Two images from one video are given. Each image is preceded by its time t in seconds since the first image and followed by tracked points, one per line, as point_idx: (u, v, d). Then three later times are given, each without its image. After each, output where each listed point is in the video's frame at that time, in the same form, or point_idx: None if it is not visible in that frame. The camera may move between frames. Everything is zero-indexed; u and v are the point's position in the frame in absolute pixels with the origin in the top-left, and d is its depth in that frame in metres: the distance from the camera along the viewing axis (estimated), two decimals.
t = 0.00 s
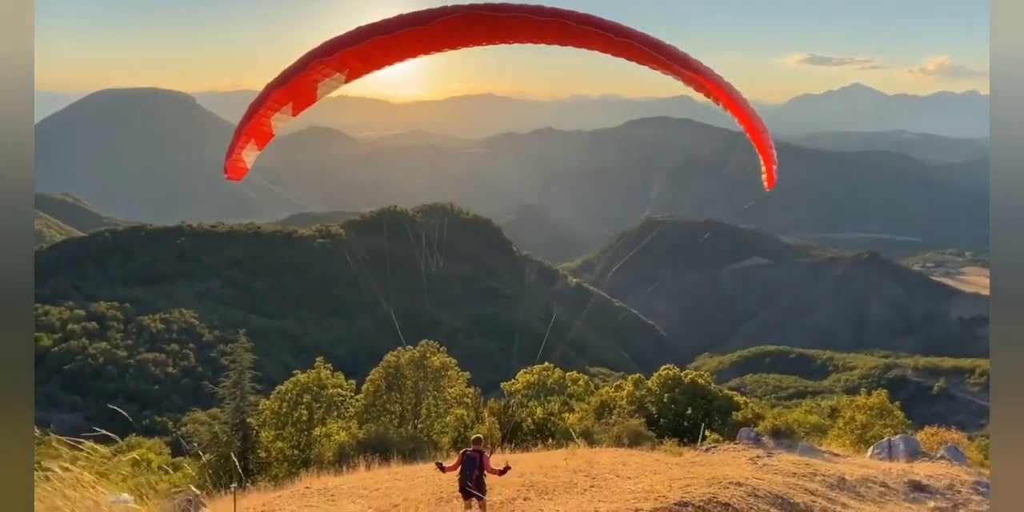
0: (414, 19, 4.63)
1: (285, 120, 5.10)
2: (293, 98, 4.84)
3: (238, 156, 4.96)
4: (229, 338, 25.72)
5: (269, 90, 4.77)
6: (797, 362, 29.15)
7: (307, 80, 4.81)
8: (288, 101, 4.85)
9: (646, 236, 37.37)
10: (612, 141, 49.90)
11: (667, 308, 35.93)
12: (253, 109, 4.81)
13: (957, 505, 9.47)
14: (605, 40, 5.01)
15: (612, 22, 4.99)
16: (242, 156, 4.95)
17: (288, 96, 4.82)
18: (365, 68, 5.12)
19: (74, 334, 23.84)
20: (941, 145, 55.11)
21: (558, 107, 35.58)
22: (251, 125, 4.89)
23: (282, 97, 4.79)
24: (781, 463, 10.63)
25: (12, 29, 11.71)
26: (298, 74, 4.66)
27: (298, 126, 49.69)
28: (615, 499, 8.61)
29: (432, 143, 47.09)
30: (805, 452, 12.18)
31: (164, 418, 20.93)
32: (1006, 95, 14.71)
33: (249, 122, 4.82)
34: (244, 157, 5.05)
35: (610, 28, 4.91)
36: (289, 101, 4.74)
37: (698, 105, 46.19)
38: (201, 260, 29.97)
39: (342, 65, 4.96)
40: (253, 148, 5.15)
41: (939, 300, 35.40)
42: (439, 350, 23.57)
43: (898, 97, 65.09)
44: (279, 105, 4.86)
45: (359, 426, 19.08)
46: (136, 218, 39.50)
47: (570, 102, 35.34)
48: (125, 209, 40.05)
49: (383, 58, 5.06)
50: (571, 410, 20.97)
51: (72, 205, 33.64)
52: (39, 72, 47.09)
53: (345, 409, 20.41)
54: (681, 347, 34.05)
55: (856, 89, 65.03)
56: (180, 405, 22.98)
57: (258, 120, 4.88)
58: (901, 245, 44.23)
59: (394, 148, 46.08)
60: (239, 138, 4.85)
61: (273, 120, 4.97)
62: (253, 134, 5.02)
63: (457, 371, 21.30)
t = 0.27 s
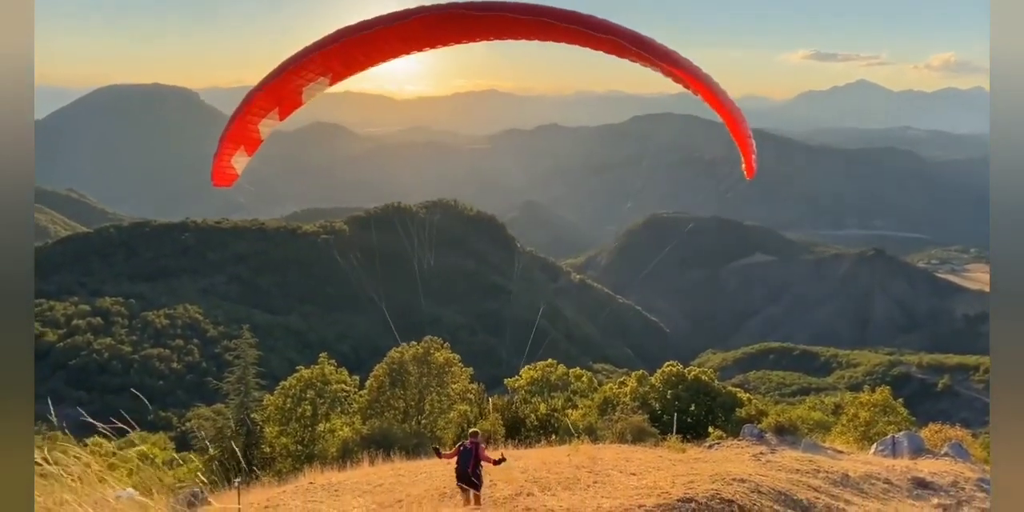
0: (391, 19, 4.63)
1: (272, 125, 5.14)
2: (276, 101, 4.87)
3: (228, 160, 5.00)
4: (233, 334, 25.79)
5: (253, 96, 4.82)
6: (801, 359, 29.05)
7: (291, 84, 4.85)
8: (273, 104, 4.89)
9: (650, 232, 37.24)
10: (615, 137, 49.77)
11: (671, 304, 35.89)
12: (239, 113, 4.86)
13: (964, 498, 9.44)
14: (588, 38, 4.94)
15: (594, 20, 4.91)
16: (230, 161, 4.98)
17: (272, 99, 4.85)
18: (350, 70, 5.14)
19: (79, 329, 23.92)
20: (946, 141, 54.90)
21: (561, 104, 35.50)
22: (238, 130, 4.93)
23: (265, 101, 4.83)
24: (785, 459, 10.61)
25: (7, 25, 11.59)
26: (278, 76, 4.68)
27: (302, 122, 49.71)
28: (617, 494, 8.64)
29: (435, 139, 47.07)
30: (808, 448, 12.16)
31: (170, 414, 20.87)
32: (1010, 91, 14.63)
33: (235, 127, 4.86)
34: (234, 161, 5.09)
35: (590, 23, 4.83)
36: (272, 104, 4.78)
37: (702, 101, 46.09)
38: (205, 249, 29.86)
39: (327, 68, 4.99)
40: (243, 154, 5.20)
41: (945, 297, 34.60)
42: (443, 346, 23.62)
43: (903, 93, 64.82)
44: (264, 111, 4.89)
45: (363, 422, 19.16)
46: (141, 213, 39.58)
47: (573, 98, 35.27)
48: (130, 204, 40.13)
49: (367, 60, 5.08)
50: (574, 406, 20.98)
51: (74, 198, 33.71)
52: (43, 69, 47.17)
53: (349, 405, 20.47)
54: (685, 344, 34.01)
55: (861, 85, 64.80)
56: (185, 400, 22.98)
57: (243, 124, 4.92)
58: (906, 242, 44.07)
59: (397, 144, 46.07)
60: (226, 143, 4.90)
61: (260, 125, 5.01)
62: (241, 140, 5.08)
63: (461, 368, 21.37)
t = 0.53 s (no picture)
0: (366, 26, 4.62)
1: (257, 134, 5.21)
2: (259, 111, 4.94)
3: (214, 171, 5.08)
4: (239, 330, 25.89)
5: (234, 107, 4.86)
6: (806, 356, 29.00)
7: (272, 94, 4.93)
8: (254, 113, 4.95)
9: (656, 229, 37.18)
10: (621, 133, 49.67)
11: (676, 301, 35.83)
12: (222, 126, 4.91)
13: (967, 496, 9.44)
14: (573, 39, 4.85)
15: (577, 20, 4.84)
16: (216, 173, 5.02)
17: (253, 109, 4.92)
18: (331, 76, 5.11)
19: (86, 324, 24.01)
20: (954, 139, 54.60)
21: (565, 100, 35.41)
22: (222, 141, 4.98)
23: (246, 111, 4.87)
24: (790, 456, 10.59)
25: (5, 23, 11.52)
26: (256, 86, 4.72)
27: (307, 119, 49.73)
28: (622, 490, 8.65)
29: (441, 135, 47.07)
30: (813, 445, 12.12)
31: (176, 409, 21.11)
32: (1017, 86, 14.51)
33: (217, 138, 4.91)
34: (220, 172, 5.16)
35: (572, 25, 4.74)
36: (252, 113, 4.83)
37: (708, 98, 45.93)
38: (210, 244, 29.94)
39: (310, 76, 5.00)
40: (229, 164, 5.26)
41: (952, 295, 34.73)
42: (448, 342, 23.69)
43: (910, 91, 64.48)
44: (247, 121, 4.94)
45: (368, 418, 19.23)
46: (147, 208, 39.75)
47: (578, 94, 35.18)
48: (136, 200, 40.31)
49: (349, 67, 5.08)
50: (579, 402, 20.98)
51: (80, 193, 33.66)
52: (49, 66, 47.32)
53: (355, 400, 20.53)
54: (690, 341, 33.94)
55: (867, 82, 64.48)
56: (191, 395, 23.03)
57: (226, 136, 4.97)
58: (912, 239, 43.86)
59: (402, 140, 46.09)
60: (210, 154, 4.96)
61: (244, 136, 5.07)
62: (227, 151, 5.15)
63: (465, 364, 22.09)
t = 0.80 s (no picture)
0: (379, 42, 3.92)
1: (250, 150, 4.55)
2: (250, 127, 4.26)
3: (205, 189, 4.47)
4: (247, 326, 26.18)
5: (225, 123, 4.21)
6: (815, 354, 28.91)
7: (262, 109, 4.22)
8: (247, 129, 4.29)
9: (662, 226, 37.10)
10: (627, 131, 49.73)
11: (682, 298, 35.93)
12: (211, 139, 4.24)
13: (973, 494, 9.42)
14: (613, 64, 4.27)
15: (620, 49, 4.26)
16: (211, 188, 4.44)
17: (244, 127, 4.26)
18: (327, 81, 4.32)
19: (94, 320, 23.99)
20: (961, 136, 54.32)
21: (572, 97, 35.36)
22: (211, 158, 4.33)
23: (237, 129, 4.25)
24: (798, 452, 10.57)
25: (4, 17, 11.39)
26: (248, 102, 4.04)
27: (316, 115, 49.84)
28: (629, 486, 8.67)
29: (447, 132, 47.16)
30: (821, 442, 12.11)
31: (184, 404, 20.88)
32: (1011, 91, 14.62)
33: (206, 157, 4.27)
34: (210, 188, 4.50)
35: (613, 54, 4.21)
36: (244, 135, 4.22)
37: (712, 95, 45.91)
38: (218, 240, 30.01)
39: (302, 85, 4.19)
40: (223, 179, 4.65)
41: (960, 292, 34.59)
42: (455, 338, 23.81)
43: (918, 86, 64.29)
44: (239, 137, 4.31)
45: (376, 413, 19.29)
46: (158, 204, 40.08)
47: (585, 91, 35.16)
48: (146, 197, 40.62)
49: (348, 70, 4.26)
50: (586, 399, 20.98)
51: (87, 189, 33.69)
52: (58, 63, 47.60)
53: (362, 396, 20.58)
54: (697, 338, 33.92)
55: (875, 78, 64.43)
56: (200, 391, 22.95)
57: (216, 152, 4.32)
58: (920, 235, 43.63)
59: (409, 137, 46.20)
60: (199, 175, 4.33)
61: (238, 151, 4.43)
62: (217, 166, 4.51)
63: (473, 360, 21.95)
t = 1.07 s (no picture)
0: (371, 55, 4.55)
1: (249, 161, 4.70)
2: (252, 144, 4.56)
3: (216, 198, 4.63)
4: (257, 321, 26.39)
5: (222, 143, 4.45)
6: (825, 352, 28.82)
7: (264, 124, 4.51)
8: (249, 146, 4.55)
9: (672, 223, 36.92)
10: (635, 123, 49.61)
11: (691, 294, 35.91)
12: (214, 158, 4.47)
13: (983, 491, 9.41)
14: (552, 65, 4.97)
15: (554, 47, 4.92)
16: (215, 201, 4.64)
17: (247, 144, 4.56)
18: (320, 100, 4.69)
19: (105, 314, 24.24)
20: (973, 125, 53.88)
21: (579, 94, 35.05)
22: (218, 171, 4.55)
23: (239, 146, 4.50)
24: (806, 449, 10.56)
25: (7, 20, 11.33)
26: (246, 122, 4.41)
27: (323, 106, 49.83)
28: (638, 481, 8.70)
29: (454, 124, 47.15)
30: (830, 439, 12.12)
31: (194, 399, 20.76)
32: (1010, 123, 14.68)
33: (214, 168, 4.48)
34: (219, 197, 4.71)
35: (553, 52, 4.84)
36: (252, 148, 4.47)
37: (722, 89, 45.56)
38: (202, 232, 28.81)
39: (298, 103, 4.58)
40: (225, 192, 4.76)
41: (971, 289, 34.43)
42: (464, 334, 23.95)
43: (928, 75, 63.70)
44: (239, 155, 4.55)
45: (385, 408, 19.45)
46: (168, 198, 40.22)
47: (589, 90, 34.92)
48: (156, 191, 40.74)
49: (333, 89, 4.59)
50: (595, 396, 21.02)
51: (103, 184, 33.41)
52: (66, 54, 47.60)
53: (371, 391, 20.66)
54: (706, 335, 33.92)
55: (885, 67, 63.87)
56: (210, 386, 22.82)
57: (223, 165, 4.55)
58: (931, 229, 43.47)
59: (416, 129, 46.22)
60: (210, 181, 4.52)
61: (240, 163, 4.63)
62: (218, 178, 4.65)
63: (481, 356, 22.10)
